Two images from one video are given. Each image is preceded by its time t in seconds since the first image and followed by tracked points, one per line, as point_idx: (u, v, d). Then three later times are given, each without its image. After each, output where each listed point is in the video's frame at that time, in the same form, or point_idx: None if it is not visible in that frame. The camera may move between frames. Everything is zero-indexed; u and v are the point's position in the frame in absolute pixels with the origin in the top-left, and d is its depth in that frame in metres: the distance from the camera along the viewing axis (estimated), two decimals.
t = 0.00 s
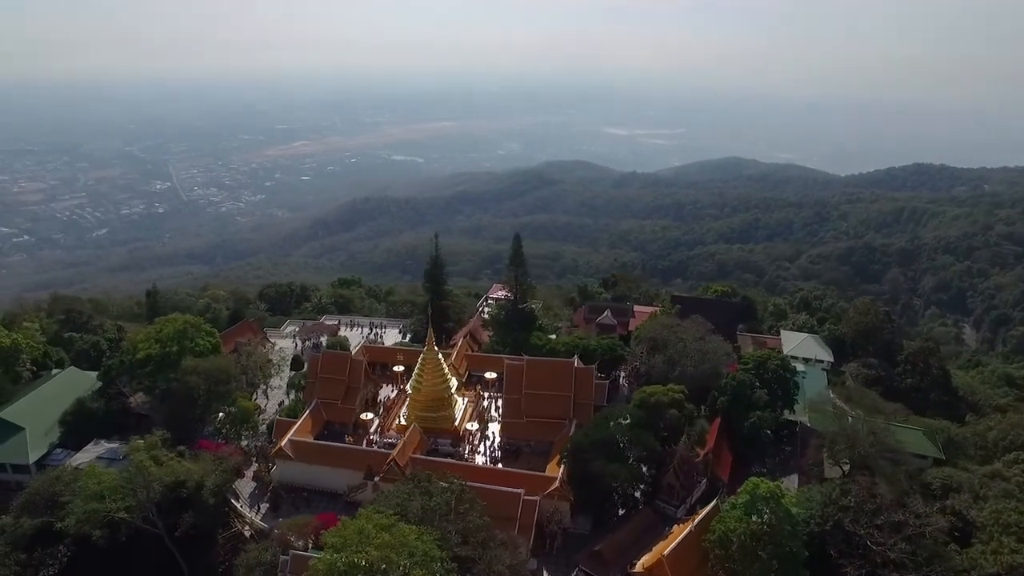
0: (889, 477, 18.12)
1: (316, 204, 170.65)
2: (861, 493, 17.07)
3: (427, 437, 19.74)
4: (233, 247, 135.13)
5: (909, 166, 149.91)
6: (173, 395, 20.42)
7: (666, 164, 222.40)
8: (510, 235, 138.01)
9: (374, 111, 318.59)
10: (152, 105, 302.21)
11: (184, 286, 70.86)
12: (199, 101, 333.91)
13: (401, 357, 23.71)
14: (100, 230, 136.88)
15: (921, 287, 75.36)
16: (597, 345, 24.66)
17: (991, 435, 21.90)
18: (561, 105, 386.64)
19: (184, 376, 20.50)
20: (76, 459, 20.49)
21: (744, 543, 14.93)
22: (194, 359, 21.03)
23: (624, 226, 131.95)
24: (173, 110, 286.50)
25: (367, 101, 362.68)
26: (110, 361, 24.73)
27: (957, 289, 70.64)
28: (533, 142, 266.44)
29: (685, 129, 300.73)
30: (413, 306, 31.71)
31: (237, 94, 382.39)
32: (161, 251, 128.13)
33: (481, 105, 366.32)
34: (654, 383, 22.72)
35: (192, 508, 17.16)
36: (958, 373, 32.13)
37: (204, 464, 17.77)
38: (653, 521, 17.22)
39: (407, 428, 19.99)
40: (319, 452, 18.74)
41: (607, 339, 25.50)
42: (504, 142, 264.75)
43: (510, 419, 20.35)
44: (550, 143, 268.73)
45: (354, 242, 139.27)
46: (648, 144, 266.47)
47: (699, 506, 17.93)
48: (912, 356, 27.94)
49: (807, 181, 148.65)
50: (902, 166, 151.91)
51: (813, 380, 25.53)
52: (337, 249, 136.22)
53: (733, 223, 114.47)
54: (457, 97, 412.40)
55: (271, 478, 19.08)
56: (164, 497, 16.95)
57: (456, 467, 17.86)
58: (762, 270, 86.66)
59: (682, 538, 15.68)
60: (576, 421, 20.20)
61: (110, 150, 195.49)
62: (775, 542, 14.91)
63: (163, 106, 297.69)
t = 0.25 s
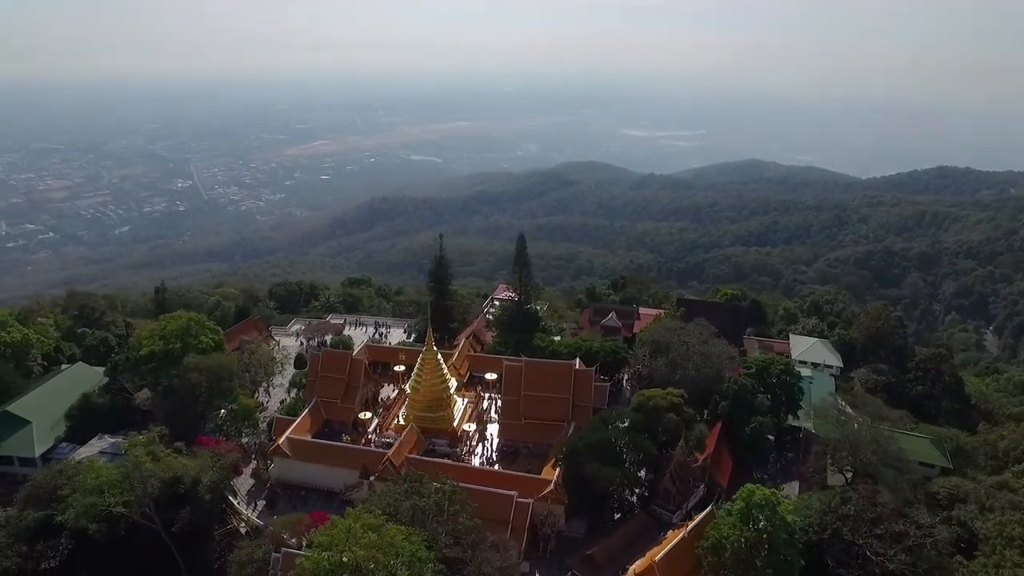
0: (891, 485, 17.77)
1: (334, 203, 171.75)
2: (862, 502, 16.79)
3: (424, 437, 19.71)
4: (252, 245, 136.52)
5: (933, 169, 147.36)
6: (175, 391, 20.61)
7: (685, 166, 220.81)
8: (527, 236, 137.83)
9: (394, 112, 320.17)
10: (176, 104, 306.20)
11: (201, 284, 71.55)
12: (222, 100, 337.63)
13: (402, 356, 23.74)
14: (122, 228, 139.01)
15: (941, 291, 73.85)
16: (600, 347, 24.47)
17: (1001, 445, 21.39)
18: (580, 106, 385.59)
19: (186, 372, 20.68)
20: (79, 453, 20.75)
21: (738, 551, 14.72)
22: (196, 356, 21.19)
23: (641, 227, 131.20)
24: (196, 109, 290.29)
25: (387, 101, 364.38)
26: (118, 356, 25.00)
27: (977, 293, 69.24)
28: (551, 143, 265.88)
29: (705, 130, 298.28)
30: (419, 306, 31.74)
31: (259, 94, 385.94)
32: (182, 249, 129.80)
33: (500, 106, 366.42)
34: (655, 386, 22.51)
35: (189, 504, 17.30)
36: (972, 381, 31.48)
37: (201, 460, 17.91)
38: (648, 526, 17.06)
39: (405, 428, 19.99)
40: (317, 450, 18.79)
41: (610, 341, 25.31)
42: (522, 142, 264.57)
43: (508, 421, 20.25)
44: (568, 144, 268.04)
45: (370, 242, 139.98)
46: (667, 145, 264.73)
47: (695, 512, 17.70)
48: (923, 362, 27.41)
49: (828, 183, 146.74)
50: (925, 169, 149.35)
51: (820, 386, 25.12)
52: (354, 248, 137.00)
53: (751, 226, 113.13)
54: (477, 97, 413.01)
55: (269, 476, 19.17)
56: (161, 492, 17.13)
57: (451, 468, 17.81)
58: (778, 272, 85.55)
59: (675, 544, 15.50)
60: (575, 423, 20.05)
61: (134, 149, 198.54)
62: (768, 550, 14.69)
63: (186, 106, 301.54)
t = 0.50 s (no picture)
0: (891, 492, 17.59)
1: (346, 203, 172.29)
2: (861, 508, 16.57)
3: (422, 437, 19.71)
4: (264, 244, 137.29)
5: (950, 171, 145.45)
6: (176, 388, 20.75)
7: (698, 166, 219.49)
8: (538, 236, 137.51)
9: (407, 111, 320.90)
10: (191, 104, 308.54)
11: (211, 282, 71.80)
12: (237, 100, 339.74)
13: (403, 356, 23.78)
14: (137, 226, 140.29)
15: (955, 295, 72.60)
16: (600, 348, 24.33)
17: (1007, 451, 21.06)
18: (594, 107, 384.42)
19: (187, 370, 20.86)
20: (82, 449, 20.93)
21: (731, 556, 14.58)
22: (197, 354, 21.33)
23: (652, 228, 130.45)
24: (211, 109, 292.43)
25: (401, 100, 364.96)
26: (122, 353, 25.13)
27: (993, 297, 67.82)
28: (564, 143, 265.12)
29: (719, 131, 296.04)
30: (421, 306, 31.75)
31: (274, 94, 388.12)
32: (195, 247, 130.79)
33: (513, 106, 366.13)
34: (656, 388, 22.37)
35: (187, 501, 17.42)
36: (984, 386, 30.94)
37: (199, 458, 18.04)
38: (642, 528, 16.96)
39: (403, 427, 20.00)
40: (314, 448, 18.84)
41: (611, 342, 25.19)
42: (535, 142, 264.11)
43: (506, 422, 20.19)
44: (581, 144, 267.32)
45: (382, 241, 140.36)
46: (680, 146, 263.12)
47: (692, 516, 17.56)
48: (931, 366, 27.06)
49: (842, 185, 145.24)
50: (942, 171, 147.43)
51: (825, 389, 24.86)
52: (366, 247, 137.38)
53: (763, 227, 111.98)
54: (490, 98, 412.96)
55: (266, 474, 19.21)
56: (159, 489, 17.26)
57: (446, 468, 17.80)
58: (790, 275, 84.28)
59: (669, 547, 15.40)
60: (573, 425, 19.95)
61: (150, 148, 200.35)
62: (762, 555, 14.57)
63: (202, 105, 303.63)
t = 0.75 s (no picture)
0: (893, 500, 17.27)
1: (364, 201, 173.22)
2: (860, 517, 16.28)
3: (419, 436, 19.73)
4: (283, 242, 138.54)
5: (976, 174, 142.49)
6: (179, 385, 20.98)
7: (718, 168, 217.57)
8: (555, 237, 137.22)
9: (427, 111, 321.98)
10: (215, 103, 312.54)
11: (229, 279, 72.47)
12: (260, 100, 343.46)
13: (404, 354, 23.80)
14: (159, 223, 142.32)
15: (978, 300, 69.34)
16: (603, 350, 24.14)
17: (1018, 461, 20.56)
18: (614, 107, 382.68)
19: (190, 366, 21.06)
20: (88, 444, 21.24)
21: (723, 562, 14.40)
22: (200, 351, 21.55)
23: (670, 229, 129.47)
24: (234, 108, 296.01)
25: (422, 100, 366.34)
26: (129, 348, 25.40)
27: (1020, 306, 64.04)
28: (583, 144, 264.19)
29: (740, 132, 293.06)
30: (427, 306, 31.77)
31: (296, 93, 391.45)
32: (216, 244, 132.40)
33: (534, 107, 365.83)
34: (657, 390, 22.16)
35: (185, 496, 17.61)
36: (1000, 393, 30.27)
37: (198, 453, 18.21)
38: (637, 532, 16.79)
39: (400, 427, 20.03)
40: (312, 446, 18.93)
41: (614, 344, 25.00)
42: (554, 143, 263.55)
43: (504, 423, 20.14)
44: (600, 144, 266.22)
45: (399, 240, 140.99)
46: (701, 147, 260.89)
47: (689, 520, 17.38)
48: (943, 372, 26.53)
49: (864, 188, 143.03)
50: (968, 174, 144.49)
51: (831, 393, 24.46)
52: (383, 246, 138.01)
53: (782, 229, 110.50)
54: (511, 98, 413.04)
55: (265, 470, 19.35)
56: (157, 483, 17.42)
57: (441, 468, 17.82)
58: (810, 279, 81.76)
59: (662, 553, 15.23)
60: (571, 427, 19.85)
61: (173, 147, 203.18)
62: (755, 563, 14.35)
63: (225, 104, 307.36)
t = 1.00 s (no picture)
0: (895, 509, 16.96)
1: (380, 201, 173.99)
2: (859, 525, 16.04)
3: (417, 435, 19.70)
4: (299, 241, 139.57)
5: (1000, 177, 139.93)
6: (181, 382, 21.17)
7: (736, 169, 215.75)
8: (570, 238, 136.91)
9: (445, 112, 322.77)
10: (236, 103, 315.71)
11: (244, 278, 73.11)
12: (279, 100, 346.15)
13: (405, 354, 23.84)
14: (177, 221, 143.98)
15: (998, 306, 66.65)
16: (606, 352, 23.99)
17: None
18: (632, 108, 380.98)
19: (192, 363, 21.25)
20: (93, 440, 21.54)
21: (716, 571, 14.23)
22: (202, 349, 21.74)
23: (685, 231, 128.54)
24: (253, 108, 298.89)
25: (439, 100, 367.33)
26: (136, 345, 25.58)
27: None
28: (599, 145, 263.34)
29: (759, 133, 290.51)
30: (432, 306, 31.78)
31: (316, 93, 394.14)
32: (234, 243, 133.75)
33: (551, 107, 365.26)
34: (659, 395, 21.96)
35: (183, 492, 17.75)
36: (1014, 400, 29.68)
37: (197, 450, 18.36)
38: (632, 536, 16.76)
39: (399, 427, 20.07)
40: (309, 445, 19.02)
41: (617, 346, 24.85)
42: (570, 143, 262.90)
43: (503, 424, 20.08)
44: (617, 145, 265.16)
45: (414, 240, 141.46)
46: (718, 148, 258.83)
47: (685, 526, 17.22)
48: (954, 378, 26.01)
49: (884, 191, 141.05)
50: (992, 177, 141.88)
51: (837, 399, 24.12)
52: (398, 245, 138.50)
53: (798, 232, 109.29)
54: (528, 99, 412.75)
55: (263, 468, 19.47)
56: (157, 480, 17.51)
57: (437, 468, 17.81)
58: (825, 282, 81.16)
59: (654, 558, 15.10)
60: (569, 429, 19.75)
61: (193, 145, 205.57)
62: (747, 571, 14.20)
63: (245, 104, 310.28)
